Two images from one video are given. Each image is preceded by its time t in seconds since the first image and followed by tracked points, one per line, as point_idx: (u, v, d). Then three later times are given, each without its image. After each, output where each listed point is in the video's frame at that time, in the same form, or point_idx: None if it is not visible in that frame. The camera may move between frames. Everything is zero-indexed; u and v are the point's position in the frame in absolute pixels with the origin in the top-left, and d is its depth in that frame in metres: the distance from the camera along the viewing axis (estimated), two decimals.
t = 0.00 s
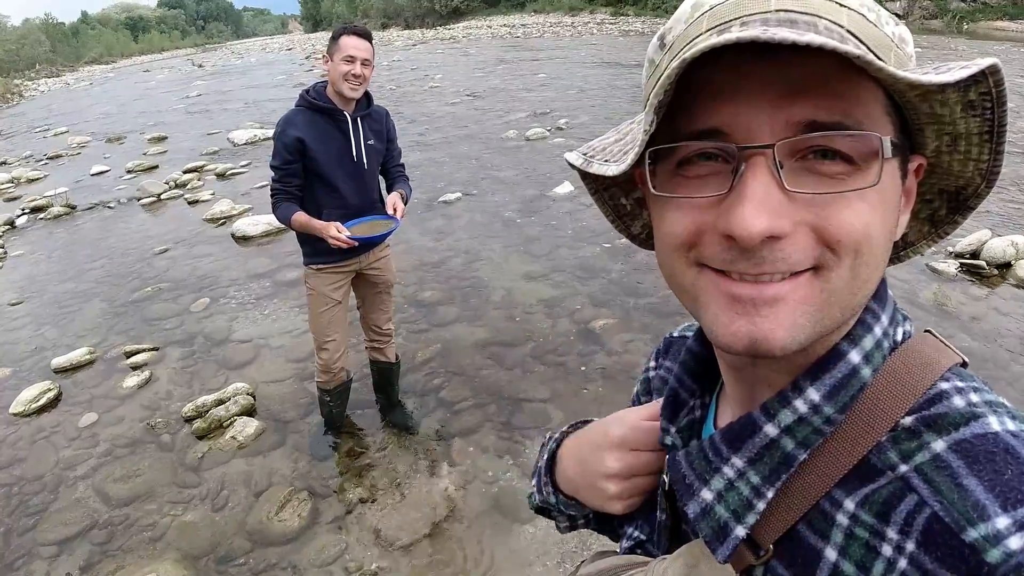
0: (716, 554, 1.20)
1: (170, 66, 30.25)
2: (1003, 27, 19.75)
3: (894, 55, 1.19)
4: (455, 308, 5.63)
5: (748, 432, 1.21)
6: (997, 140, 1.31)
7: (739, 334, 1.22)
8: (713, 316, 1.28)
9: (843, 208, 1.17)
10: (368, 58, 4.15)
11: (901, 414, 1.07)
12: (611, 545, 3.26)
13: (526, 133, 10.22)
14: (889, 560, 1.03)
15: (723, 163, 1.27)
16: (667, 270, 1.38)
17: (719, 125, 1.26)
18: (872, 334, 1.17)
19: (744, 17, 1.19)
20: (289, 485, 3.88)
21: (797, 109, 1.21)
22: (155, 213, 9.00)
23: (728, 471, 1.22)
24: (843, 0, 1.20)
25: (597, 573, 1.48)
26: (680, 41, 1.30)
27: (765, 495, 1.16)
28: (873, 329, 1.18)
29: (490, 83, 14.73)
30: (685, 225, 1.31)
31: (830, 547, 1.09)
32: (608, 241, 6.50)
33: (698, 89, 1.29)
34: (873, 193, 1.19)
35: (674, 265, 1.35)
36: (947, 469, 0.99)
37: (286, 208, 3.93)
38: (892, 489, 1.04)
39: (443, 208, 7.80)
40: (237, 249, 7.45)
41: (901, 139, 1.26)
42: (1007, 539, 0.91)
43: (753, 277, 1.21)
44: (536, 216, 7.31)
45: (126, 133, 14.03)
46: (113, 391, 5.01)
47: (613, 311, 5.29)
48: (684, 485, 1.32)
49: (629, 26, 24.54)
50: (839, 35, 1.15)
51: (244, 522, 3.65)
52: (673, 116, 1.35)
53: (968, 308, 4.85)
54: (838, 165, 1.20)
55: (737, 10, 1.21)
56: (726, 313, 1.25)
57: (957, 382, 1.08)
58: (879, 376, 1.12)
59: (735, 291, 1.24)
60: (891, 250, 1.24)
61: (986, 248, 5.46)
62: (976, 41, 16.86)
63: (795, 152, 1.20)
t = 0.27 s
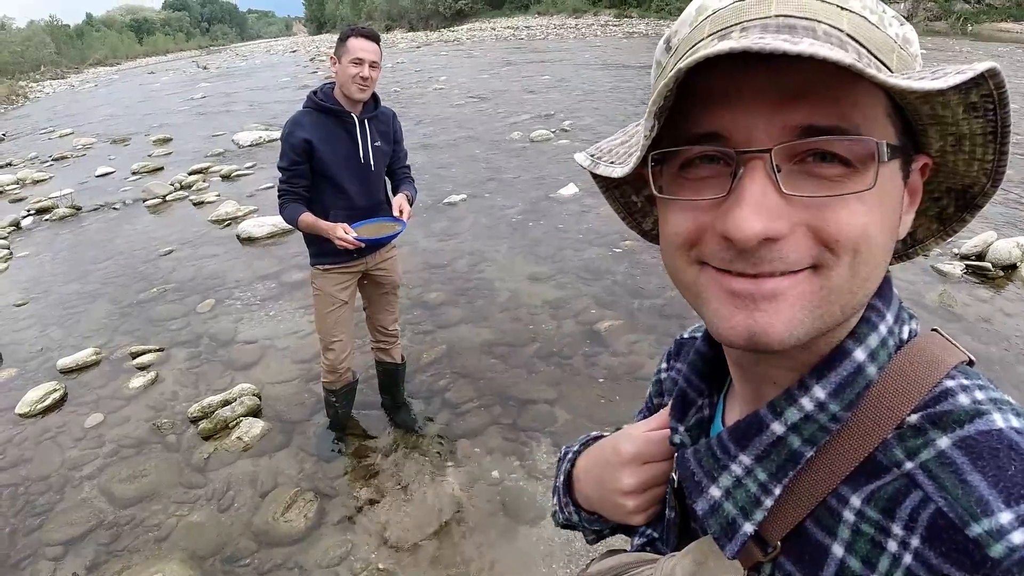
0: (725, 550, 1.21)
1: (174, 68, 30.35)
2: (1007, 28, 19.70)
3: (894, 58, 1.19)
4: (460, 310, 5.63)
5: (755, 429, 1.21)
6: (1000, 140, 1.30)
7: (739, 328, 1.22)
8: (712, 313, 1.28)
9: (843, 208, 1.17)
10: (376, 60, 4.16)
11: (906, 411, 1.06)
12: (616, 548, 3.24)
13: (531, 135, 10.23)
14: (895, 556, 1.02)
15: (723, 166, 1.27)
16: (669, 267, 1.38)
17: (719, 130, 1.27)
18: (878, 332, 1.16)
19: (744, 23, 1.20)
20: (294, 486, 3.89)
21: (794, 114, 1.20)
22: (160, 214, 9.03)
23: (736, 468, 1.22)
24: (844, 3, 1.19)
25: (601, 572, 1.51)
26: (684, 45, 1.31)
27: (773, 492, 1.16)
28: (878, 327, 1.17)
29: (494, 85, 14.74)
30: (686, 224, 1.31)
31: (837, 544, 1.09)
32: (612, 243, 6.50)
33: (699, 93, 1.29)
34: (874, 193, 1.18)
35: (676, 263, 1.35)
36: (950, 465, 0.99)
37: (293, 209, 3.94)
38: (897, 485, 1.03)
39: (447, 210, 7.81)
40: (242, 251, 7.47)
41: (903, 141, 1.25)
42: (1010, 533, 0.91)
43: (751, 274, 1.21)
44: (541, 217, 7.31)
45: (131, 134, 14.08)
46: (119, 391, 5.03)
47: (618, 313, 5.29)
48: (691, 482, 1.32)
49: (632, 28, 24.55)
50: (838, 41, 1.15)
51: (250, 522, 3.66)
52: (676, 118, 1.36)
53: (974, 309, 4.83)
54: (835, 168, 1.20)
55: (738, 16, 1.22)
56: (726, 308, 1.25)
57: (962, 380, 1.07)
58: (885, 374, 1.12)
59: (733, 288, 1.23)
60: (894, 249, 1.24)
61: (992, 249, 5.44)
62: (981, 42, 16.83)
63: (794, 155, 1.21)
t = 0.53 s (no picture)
0: (730, 551, 1.20)
1: (178, 70, 30.45)
2: (1011, 32, 19.67)
3: (899, 60, 1.19)
4: (463, 312, 5.64)
5: (760, 431, 1.21)
6: (1005, 143, 1.30)
7: (739, 324, 1.22)
8: (714, 309, 1.28)
9: (845, 207, 1.17)
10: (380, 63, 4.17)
11: (910, 413, 1.06)
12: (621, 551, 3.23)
13: (534, 138, 10.24)
14: (898, 557, 1.02)
15: (728, 165, 1.28)
16: (673, 265, 1.39)
17: (724, 128, 1.27)
18: (882, 334, 1.16)
19: (750, 24, 1.21)
20: (298, 488, 3.89)
21: (798, 114, 1.20)
22: (164, 216, 9.05)
23: (741, 469, 1.21)
24: (849, 5, 1.19)
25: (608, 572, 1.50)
26: (692, 45, 1.32)
27: (777, 493, 1.15)
28: (882, 329, 1.17)
29: (497, 88, 14.77)
30: (689, 221, 1.32)
31: (842, 545, 1.08)
32: (616, 246, 6.50)
33: (705, 92, 1.29)
34: (876, 194, 1.18)
35: (679, 259, 1.35)
36: (954, 467, 0.99)
37: (299, 210, 3.94)
38: (901, 487, 1.03)
39: (451, 213, 7.81)
40: (246, 253, 7.49)
41: (907, 143, 1.24)
42: (1012, 534, 0.91)
43: (752, 270, 1.21)
44: (544, 220, 7.32)
45: (136, 137, 14.13)
46: (124, 392, 5.04)
47: (622, 316, 5.29)
48: (698, 483, 1.32)
49: (635, 31, 24.58)
50: (841, 42, 1.15)
51: (254, 524, 3.66)
52: (683, 117, 1.36)
53: (979, 313, 4.82)
54: (838, 169, 1.20)
55: (745, 17, 1.22)
56: (726, 304, 1.25)
57: (966, 382, 1.07)
58: (889, 375, 1.11)
59: (735, 283, 1.23)
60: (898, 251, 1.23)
61: (997, 253, 5.43)
62: (984, 46, 16.83)
63: (797, 155, 1.21)
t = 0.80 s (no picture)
0: (734, 555, 1.19)
1: (176, 71, 30.38)
2: (1007, 36, 19.76)
3: (902, 59, 1.18)
4: (461, 314, 5.63)
5: (764, 434, 1.20)
6: (1009, 143, 1.29)
7: (738, 324, 1.21)
8: (714, 308, 1.27)
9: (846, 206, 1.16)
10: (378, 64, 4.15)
11: (915, 416, 1.05)
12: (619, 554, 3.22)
13: (532, 140, 10.25)
14: (904, 561, 1.01)
15: (729, 164, 1.27)
16: (674, 264, 1.38)
17: (726, 127, 1.26)
18: (887, 337, 1.15)
19: (752, 23, 1.20)
20: (295, 491, 3.87)
21: (799, 113, 1.20)
22: (161, 217, 9.02)
23: (746, 473, 1.21)
24: (852, 5, 1.18)
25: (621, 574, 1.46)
26: (695, 45, 1.32)
27: (782, 496, 1.15)
28: (887, 332, 1.16)
29: (495, 90, 14.78)
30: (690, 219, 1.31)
31: (847, 549, 1.07)
32: (614, 248, 6.50)
33: (708, 91, 1.29)
34: (878, 193, 1.17)
35: (680, 258, 1.35)
36: (960, 470, 0.98)
37: (296, 210, 3.93)
38: (907, 491, 1.02)
39: (449, 215, 7.80)
40: (243, 254, 7.46)
41: (910, 143, 1.23)
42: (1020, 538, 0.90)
43: (753, 268, 1.20)
44: (542, 222, 7.31)
45: (133, 137, 14.09)
46: (120, 394, 5.01)
47: (620, 318, 5.28)
48: (701, 486, 1.31)
49: (633, 34, 24.64)
50: (842, 41, 1.15)
51: (250, 526, 3.64)
52: (685, 117, 1.36)
53: (978, 316, 4.82)
54: (839, 168, 1.19)
55: (747, 17, 1.22)
56: (727, 303, 1.24)
57: (973, 386, 1.06)
58: (895, 379, 1.10)
59: (736, 282, 1.22)
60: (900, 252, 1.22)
61: (995, 256, 5.45)
62: (980, 50, 16.91)
63: (799, 154, 1.20)
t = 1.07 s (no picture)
0: (732, 559, 1.20)
1: (167, 71, 30.21)
2: (996, 40, 19.93)
3: (902, 60, 1.19)
4: (453, 315, 5.62)
5: (764, 439, 1.22)
6: (1009, 144, 1.31)
7: (737, 325, 1.22)
8: (713, 310, 1.28)
9: (843, 208, 1.17)
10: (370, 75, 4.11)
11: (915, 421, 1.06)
12: (611, 556, 3.23)
13: (524, 141, 10.25)
14: (904, 566, 1.02)
15: (729, 165, 1.28)
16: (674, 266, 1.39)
17: (725, 128, 1.28)
18: (887, 341, 1.16)
19: (752, 24, 1.21)
20: (286, 492, 3.86)
21: (797, 114, 1.21)
22: (151, 216, 8.97)
23: (745, 477, 1.23)
24: (851, 6, 1.19)
25: None
26: (695, 46, 1.33)
27: (781, 501, 1.16)
28: (887, 336, 1.18)
29: (488, 91, 14.78)
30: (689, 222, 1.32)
31: (847, 554, 1.09)
32: (606, 249, 6.51)
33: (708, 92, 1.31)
34: (876, 195, 1.18)
35: (679, 261, 1.36)
36: (961, 476, 0.99)
37: (287, 209, 3.91)
38: (907, 496, 1.03)
39: (441, 216, 7.80)
40: (234, 254, 7.43)
41: (911, 143, 1.25)
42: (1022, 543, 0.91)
43: (752, 270, 1.21)
44: (534, 223, 7.32)
45: (123, 136, 14.00)
46: (109, 395, 4.97)
47: (612, 319, 5.29)
48: (700, 491, 1.32)
49: (626, 36, 24.71)
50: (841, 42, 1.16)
51: (240, 529, 3.62)
52: (685, 118, 1.37)
53: (966, 318, 4.87)
54: (838, 169, 1.20)
55: (746, 17, 1.23)
56: (725, 305, 1.25)
57: (972, 391, 1.07)
58: (894, 383, 1.12)
59: (734, 284, 1.23)
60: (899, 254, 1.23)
61: (983, 259, 5.50)
62: (970, 54, 17.06)
63: (797, 155, 1.21)
